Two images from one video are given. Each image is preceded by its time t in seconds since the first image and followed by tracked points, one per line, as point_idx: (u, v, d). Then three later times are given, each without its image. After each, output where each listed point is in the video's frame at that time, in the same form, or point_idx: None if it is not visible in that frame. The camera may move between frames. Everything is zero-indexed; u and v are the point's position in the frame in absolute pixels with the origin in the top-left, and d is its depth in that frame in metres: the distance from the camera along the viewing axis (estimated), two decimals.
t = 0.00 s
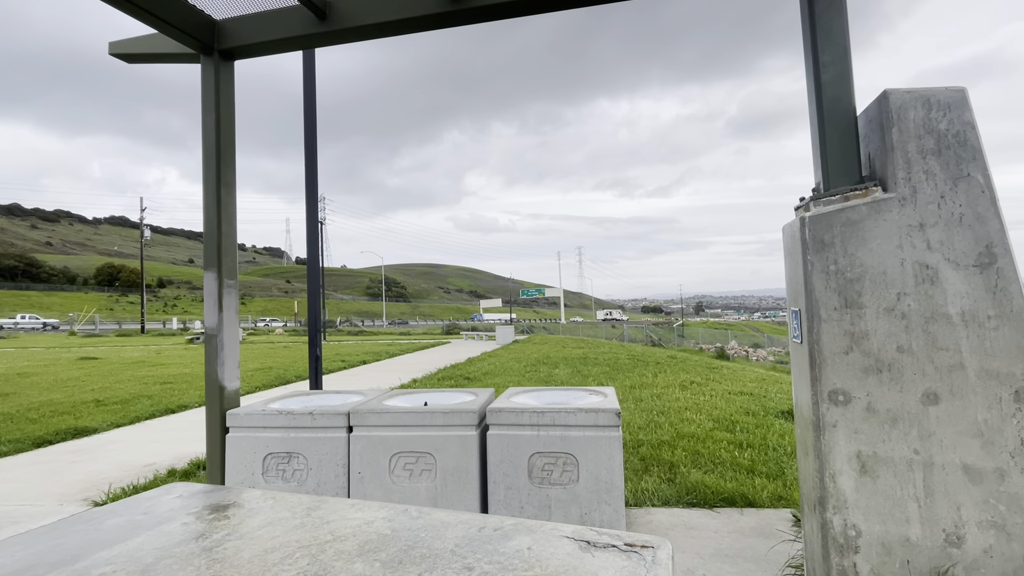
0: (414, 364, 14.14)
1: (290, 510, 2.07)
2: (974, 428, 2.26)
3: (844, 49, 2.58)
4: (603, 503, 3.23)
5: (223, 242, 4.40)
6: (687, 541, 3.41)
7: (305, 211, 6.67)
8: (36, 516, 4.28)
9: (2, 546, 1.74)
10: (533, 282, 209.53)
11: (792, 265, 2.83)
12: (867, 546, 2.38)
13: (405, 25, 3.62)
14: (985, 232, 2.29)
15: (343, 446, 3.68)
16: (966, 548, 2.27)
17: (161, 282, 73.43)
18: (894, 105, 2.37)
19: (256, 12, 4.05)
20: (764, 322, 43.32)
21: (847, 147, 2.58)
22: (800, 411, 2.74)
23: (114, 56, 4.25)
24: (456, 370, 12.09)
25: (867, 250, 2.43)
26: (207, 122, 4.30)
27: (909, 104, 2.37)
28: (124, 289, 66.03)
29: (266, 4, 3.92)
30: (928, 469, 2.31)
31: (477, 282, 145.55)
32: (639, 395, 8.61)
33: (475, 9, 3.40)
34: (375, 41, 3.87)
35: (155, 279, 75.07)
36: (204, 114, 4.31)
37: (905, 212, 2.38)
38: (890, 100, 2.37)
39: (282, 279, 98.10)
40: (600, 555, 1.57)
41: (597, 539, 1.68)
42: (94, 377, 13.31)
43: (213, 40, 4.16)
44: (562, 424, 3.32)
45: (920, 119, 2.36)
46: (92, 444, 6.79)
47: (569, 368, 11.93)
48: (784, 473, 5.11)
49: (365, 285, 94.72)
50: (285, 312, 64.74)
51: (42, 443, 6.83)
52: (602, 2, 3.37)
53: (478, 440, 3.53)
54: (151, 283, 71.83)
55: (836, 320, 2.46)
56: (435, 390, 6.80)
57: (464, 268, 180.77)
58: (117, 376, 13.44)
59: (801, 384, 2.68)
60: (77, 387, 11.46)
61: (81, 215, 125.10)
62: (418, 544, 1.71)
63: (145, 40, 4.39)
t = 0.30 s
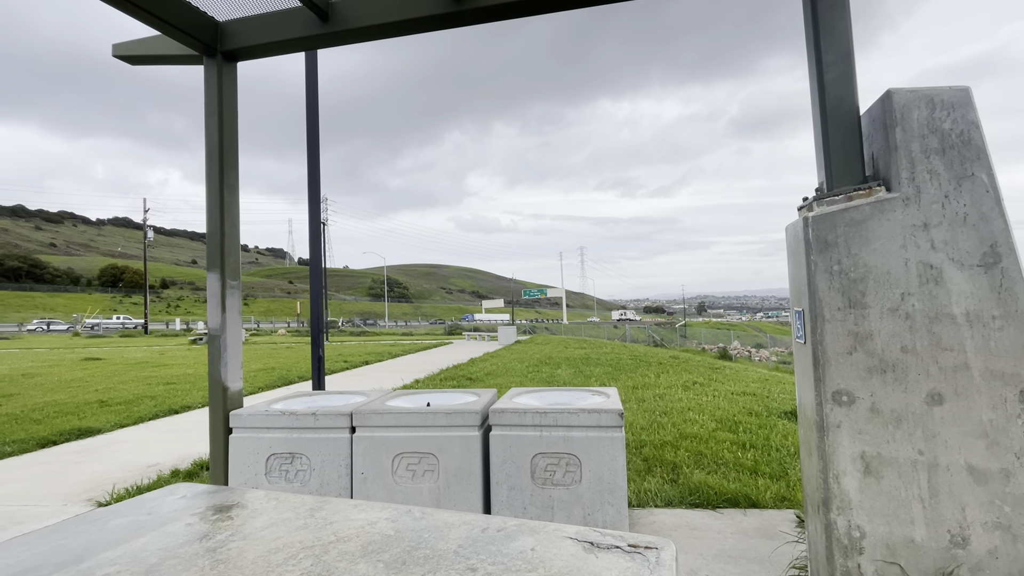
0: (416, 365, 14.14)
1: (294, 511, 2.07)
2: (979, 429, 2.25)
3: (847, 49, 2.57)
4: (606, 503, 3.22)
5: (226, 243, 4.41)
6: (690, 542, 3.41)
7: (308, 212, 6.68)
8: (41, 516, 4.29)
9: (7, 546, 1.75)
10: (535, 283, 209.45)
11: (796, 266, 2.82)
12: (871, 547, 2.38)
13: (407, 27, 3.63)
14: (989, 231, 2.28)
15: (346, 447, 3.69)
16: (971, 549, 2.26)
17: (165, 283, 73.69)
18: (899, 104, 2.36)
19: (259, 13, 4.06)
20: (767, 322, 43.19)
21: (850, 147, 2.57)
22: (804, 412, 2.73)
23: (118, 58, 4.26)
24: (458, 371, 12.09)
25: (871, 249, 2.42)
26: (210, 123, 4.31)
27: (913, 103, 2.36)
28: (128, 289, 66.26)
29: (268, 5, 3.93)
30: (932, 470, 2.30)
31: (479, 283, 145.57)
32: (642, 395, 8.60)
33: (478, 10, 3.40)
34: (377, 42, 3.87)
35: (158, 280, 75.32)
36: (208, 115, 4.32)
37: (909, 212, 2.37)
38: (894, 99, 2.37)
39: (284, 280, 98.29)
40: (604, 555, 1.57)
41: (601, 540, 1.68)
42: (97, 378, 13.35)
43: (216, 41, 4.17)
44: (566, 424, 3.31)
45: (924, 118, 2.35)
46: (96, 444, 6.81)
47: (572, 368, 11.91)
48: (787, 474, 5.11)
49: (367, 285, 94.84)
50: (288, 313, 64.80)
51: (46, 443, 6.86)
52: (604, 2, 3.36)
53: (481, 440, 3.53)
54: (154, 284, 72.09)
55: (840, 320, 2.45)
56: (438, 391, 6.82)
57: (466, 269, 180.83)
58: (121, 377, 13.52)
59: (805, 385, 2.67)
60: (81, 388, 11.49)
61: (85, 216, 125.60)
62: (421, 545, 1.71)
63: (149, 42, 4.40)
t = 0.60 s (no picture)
0: (420, 366, 14.16)
1: (297, 512, 2.07)
2: (986, 430, 2.23)
3: (852, 48, 2.56)
4: (610, 505, 3.22)
5: (230, 244, 4.43)
6: (694, 543, 3.40)
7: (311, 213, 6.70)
8: (47, 516, 4.32)
9: (13, 547, 1.75)
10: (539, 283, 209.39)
11: (800, 266, 2.81)
12: (878, 550, 2.36)
13: (410, 28, 3.64)
14: (997, 231, 2.27)
15: (350, 448, 3.69)
16: (978, 551, 2.25)
17: (170, 284, 74.04)
18: (904, 104, 2.35)
19: (262, 15, 4.07)
20: (771, 324, 43.06)
21: (855, 148, 2.56)
22: (809, 413, 2.72)
23: (123, 60, 4.29)
24: (462, 371, 12.09)
25: (877, 250, 2.41)
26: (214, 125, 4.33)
27: (918, 103, 2.35)
28: (134, 290, 66.60)
29: (272, 8, 3.95)
30: (939, 472, 2.28)
31: (482, 283, 145.68)
32: (647, 397, 8.57)
33: (480, 11, 3.40)
34: (381, 44, 3.88)
35: (163, 281, 75.70)
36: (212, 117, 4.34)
37: (915, 212, 2.35)
38: (900, 99, 2.35)
39: (288, 281, 98.49)
40: (608, 558, 1.56)
41: (605, 543, 1.68)
42: (103, 378, 13.42)
43: (220, 44, 4.19)
44: (569, 426, 3.31)
45: (930, 118, 2.34)
46: (102, 445, 6.84)
47: (576, 369, 11.90)
48: (792, 475, 5.09)
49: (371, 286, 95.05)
50: (291, 313, 65.00)
51: (52, 444, 6.90)
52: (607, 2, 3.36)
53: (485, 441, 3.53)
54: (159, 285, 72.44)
55: (845, 321, 2.44)
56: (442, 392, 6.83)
57: (470, 270, 180.95)
58: (126, 377, 13.58)
59: (810, 387, 2.66)
60: (87, 389, 11.56)
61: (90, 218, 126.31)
62: (425, 547, 1.71)
63: (153, 44, 4.43)
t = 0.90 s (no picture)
0: (424, 367, 14.16)
1: (301, 514, 2.08)
2: (995, 434, 2.21)
3: (858, 49, 2.55)
4: (614, 507, 3.21)
5: (235, 246, 4.44)
6: (699, 546, 3.39)
7: (316, 215, 6.71)
8: (53, 517, 4.33)
9: (19, 548, 1.76)
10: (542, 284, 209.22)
11: (806, 268, 2.80)
12: (885, 553, 2.35)
13: (414, 30, 3.64)
14: (1005, 232, 2.25)
15: (354, 450, 3.70)
16: (988, 556, 2.23)
17: (175, 286, 74.37)
18: (910, 104, 2.34)
19: (267, 18, 4.09)
20: (776, 325, 42.89)
21: (861, 148, 2.55)
22: (815, 416, 2.70)
23: (129, 64, 4.31)
24: (466, 373, 12.11)
25: (883, 251, 2.39)
26: (219, 128, 4.34)
27: (925, 103, 2.34)
28: (139, 292, 66.94)
29: (276, 10, 3.96)
30: (947, 475, 2.27)
31: (486, 284, 145.74)
32: (651, 398, 8.52)
33: (484, 13, 3.41)
34: (385, 46, 3.89)
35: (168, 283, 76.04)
36: (217, 119, 4.36)
37: (922, 213, 2.34)
38: (906, 99, 2.35)
39: (293, 282, 98.86)
40: (613, 561, 1.55)
41: (610, 546, 1.67)
42: (109, 379, 13.49)
43: (225, 46, 4.20)
44: (573, 427, 3.30)
45: (937, 118, 2.32)
46: (108, 446, 6.87)
47: (580, 370, 11.89)
48: (798, 477, 5.06)
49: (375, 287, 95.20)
50: (296, 315, 65.21)
51: (59, 445, 6.94)
52: (610, 4, 3.36)
53: (489, 443, 3.53)
54: (164, 286, 72.78)
55: (851, 323, 2.42)
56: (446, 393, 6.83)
57: (473, 271, 181.03)
58: (132, 379, 13.65)
59: (816, 389, 2.65)
60: (93, 390, 11.62)
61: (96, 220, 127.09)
62: (429, 550, 1.71)
63: (159, 47, 4.45)
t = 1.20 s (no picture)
0: (428, 369, 14.15)
1: (306, 518, 2.08)
2: (1005, 437, 2.19)
3: (864, 49, 2.54)
4: (619, 510, 3.20)
5: (239, 248, 4.46)
6: (705, 550, 3.37)
7: (320, 217, 6.73)
8: (59, 519, 4.35)
9: (25, 550, 1.76)
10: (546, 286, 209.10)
11: (812, 270, 2.79)
12: (893, 558, 2.33)
13: (418, 33, 3.65)
14: (1014, 234, 2.23)
15: (358, 452, 3.70)
16: (998, 561, 2.21)
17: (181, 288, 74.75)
18: (917, 104, 2.33)
19: (272, 22, 4.11)
20: (781, 327, 42.76)
21: (867, 149, 2.54)
22: (821, 419, 2.69)
23: (136, 67, 4.34)
24: (469, 374, 12.11)
25: (890, 253, 2.38)
26: (224, 131, 4.36)
27: (932, 103, 2.32)
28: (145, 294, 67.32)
29: (281, 14, 3.98)
30: (956, 479, 2.25)
31: (489, 286, 145.43)
32: (655, 401, 8.49)
33: (488, 16, 3.41)
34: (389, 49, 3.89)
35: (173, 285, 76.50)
36: (222, 123, 4.38)
37: (929, 214, 2.32)
38: (912, 100, 2.33)
39: (297, 284, 99.26)
40: (618, 566, 1.55)
41: (615, 550, 1.66)
42: (115, 381, 13.56)
43: (230, 50, 4.22)
44: (578, 429, 3.29)
45: (943, 118, 2.31)
46: (113, 448, 6.90)
47: (584, 372, 11.87)
48: (804, 481, 5.02)
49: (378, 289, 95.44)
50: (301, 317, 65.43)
51: (65, 446, 6.97)
52: (614, 6, 3.36)
53: (492, 446, 3.52)
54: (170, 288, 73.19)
55: (858, 325, 2.41)
56: (451, 396, 6.85)
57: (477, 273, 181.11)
58: (138, 381, 13.70)
59: (822, 392, 2.63)
60: (99, 392, 11.68)
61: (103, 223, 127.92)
62: (433, 554, 1.71)
63: (165, 51, 4.48)
